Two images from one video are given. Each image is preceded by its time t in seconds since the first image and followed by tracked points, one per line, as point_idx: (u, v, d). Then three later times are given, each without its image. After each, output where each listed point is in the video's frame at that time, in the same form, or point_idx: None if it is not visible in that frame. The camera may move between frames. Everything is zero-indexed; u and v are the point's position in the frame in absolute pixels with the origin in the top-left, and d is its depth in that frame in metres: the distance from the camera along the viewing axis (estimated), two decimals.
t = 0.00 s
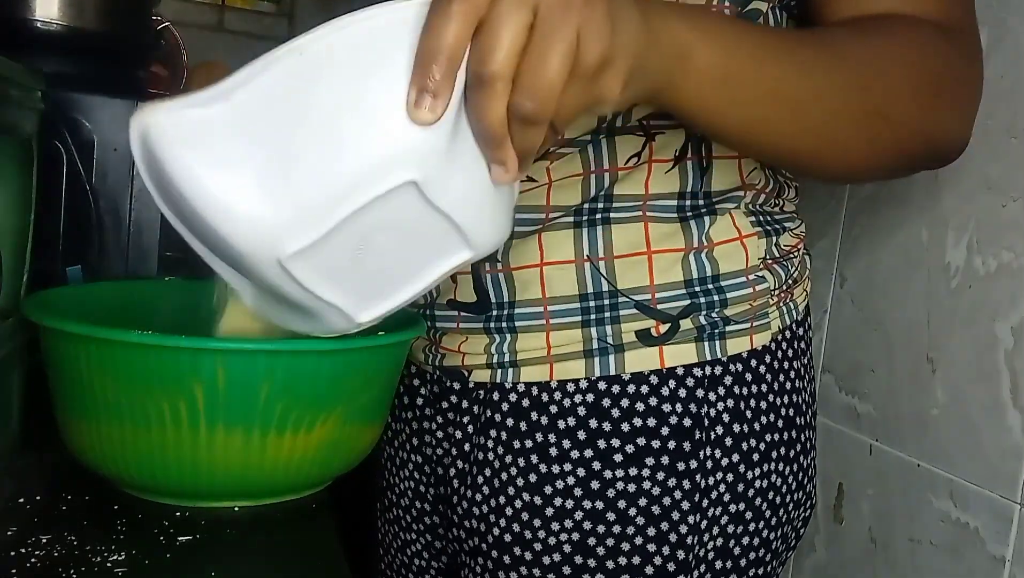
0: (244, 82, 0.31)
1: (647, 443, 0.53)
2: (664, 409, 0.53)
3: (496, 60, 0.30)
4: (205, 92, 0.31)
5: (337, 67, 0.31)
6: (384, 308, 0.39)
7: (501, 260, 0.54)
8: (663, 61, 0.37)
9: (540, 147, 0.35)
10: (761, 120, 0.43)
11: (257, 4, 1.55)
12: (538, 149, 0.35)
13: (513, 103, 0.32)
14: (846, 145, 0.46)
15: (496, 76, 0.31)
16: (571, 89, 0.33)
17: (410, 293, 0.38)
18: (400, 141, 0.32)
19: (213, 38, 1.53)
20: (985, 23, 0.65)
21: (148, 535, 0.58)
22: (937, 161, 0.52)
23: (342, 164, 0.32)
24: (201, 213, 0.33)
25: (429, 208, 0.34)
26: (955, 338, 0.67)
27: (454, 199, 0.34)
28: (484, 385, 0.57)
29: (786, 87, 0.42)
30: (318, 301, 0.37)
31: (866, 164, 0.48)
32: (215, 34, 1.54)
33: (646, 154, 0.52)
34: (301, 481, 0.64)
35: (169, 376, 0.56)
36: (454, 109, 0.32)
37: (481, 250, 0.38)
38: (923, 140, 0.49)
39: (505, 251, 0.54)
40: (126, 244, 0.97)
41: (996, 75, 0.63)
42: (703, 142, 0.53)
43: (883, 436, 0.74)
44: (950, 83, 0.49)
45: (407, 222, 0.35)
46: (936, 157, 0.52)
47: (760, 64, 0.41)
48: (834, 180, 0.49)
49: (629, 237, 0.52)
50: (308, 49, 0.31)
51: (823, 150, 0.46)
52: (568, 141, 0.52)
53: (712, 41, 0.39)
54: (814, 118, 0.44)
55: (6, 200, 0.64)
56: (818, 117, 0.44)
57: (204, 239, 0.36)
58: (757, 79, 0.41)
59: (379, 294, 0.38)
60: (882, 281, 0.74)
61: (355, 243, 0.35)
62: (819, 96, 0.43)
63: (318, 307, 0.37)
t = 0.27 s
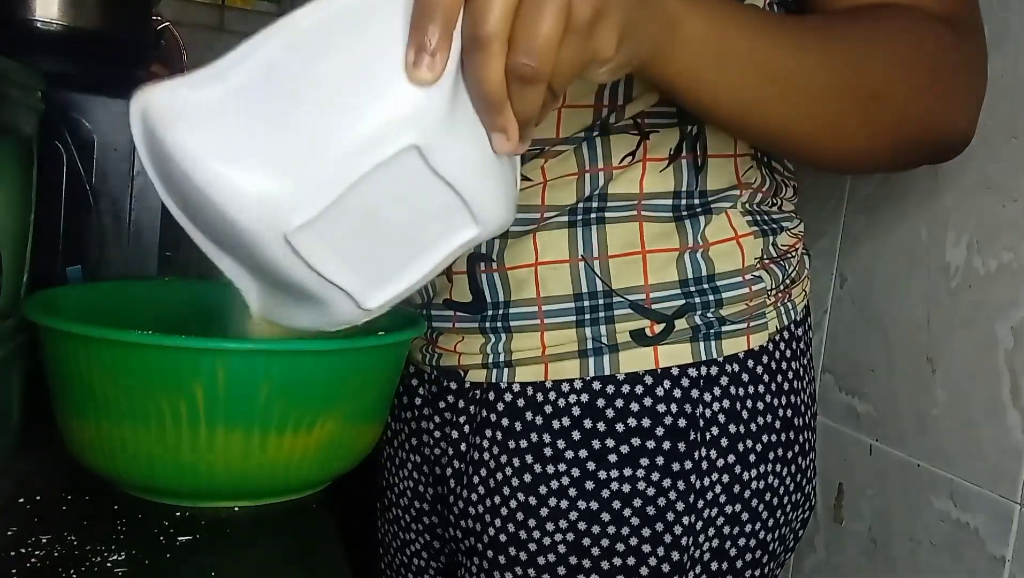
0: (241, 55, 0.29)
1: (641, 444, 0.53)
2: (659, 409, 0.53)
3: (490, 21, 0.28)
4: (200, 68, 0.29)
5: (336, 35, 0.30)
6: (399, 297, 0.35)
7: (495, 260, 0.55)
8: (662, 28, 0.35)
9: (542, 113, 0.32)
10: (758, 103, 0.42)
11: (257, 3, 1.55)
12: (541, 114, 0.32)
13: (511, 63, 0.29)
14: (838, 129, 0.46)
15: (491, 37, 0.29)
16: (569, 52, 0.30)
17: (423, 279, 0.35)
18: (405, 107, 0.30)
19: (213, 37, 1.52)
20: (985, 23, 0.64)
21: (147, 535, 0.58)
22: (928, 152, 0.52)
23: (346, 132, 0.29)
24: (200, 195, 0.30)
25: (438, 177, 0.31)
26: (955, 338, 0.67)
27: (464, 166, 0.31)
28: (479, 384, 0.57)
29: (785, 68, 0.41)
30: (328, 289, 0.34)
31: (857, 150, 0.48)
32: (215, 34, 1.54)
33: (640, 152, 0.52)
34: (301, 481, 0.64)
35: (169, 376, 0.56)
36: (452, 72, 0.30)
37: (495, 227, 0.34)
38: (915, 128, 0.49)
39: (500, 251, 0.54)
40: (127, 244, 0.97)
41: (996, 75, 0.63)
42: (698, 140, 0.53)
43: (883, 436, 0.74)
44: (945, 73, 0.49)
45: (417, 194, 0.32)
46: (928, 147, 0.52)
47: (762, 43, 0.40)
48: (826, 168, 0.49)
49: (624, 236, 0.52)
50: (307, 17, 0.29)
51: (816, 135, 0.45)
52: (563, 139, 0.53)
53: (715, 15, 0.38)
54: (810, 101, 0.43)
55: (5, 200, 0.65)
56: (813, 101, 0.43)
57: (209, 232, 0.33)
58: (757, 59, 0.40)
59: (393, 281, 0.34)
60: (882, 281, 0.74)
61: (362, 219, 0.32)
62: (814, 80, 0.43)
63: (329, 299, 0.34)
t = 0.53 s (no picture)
0: (247, 47, 0.29)
1: (638, 444, 0.53)
2: (655, 410, 0.53)
3: None
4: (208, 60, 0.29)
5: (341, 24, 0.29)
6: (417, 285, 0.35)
7: (492, 260, 0.55)
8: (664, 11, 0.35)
9: (550, 94, 0.31)
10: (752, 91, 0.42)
11: (257, 3, 1.55)
12: (550, 96, 0.31)
13: (517, 41, 0.28)
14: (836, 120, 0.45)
15: (496, 15, 0.28)
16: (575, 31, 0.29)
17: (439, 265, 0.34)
18: (414, 93, 0.29)
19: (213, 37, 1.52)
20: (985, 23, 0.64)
21: (147, 535, 0.58)
22: (928, 148, 0.52)
23: (355, 120, 0.29)
24: (214, 188, 0.30)
25: (450, 161, 0.31)
26: (955, 338, 0.66)
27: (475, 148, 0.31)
28: (476, 385, 0.57)
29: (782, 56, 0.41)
30: (344, 281, 0.33)
31: (857, 143, 0.47)
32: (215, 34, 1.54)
33: (636, 152, 0.52)
34: (301, 481, 0.64)
35: (169, 376, 0.56)
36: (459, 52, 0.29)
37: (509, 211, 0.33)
38: (914, 122, 0.48)
39: (497, 251, 0.54)
40: (127, 244, 0.97)
41: (996, 75, 0.63)
42: (695, 139, 0.53)
43: (883, 436, 0.74)
44: (944, 67, 0.49)
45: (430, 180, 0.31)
46: (928, 142, 0.51)
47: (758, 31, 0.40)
48: (823, 162, 0.49)
49: (620, 236, 0.52)
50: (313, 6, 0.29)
51: (813, 126, 0.45)
52: (560, 137, 0.53)
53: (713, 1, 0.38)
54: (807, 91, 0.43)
55: (5, 201, 0.65)
56: (811, 91, 0.43)
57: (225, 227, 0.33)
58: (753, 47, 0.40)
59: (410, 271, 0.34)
60: (882, 281, 0.74)
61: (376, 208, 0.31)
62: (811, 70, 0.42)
63: (346, 290, 0.34)
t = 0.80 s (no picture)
0: (239, 35, 0.31)
1: (637, 445, 0.53)
2: (655, 411, 0.53)
3: None
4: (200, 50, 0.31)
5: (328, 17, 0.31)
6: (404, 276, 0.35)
7: (491, 261, 0.55)
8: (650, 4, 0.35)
9: (536, 83, 0.32)
10: (743, 85, 0.42)
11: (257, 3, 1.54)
12: (536, 86, 0.32)
13: (503, 25, 0.29)
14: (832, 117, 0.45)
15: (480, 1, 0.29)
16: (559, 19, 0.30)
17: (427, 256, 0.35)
18: (395, 77, 0.30)
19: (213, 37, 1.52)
20: (985, 23, 0.64)
21: (147, 535, 0.58)
22: (928, 148, 0.52)
23: (337, 101, 0.30)
24: (203, 174, 0.32)
25: (433, 147, 0.32)
26: (955, 338, 0.66)
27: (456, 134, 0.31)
28: (475, 385, 0.57)
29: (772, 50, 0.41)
30: (330, 270, 0.34)
31: (855, 140, 0.47)
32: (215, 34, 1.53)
33: (635, 152, 0.52)
34: (301, 482, 0.64)
35: (170, 376, 0.56)
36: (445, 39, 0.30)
37: (495, 202, 0.34)
38: (913, 120, 0.48)
39: (496, 251, 0.54)
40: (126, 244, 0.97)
41: (996, 75, 0.63)
42: (694, 140, 0.53)
43: (883, 436, 0.74)
44: (943, 67, 0.49)
45: (413, 166, 0.32)
46: (928, 142, 0.51)
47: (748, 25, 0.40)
48: (819, 159, 0.49)
49: (619, 236, 0.52)
50: None
51: (809, 123, 0.45)
52: (560, 137, 0.53)
53: None
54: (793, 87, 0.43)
55: (6, 201, 0.64)
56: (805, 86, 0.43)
57: (218, 219, 0.34)
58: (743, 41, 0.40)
59: (397, 261, 0.34)
60: (882, 281, 0.74)
61: (360, 191, 0.32)
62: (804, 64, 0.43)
63: (333, 279, 0.34)
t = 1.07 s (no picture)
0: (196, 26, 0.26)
1: (637, 445, 0.53)
2: (654, 411, 0.53)
3: None
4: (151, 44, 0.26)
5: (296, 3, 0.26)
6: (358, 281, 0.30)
7: (489, 260, 0.55)
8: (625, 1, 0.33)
9: (502, 84, 0.27)
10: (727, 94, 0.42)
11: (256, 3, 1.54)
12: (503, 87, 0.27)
13: (462, 24, 0.24)
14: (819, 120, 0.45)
15: None
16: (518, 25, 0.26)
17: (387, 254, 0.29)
18: (364, 65, 0.25)
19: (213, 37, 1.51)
20: (985, 23, 0.64)
21: (148, 535, 0.58)
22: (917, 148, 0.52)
23: (299, 93, 0.25)
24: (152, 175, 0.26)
25: (396, 147, 0.26)
26: (955, 338, 0.66)
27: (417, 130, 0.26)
28: (474, 386, 0.57)
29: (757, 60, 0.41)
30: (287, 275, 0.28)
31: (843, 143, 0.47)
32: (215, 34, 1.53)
33: (635, 153, 0.52)
34: (301, 482, 0.64)
35: (170, 376, 0.56)
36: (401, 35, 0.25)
37: (467, 203, 0.29)
38: (900, 125, 0.48)
39: (495, 251, 0.54)
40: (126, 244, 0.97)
41: (996, 75, 0.63)
42: (693, 140, 0.53)
43: (883, 436, 0.74)
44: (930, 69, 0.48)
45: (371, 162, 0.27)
46: (916, 144, 0.51)
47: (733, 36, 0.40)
48: (803, 160, 0.49)
49: (618, 236, 0.52)
50: None
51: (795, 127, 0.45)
52: (559, 138, 0.53)
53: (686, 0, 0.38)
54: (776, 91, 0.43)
55: (5, 201, 0.64)
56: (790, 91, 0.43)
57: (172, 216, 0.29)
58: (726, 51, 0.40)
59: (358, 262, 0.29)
60: (882, 281, 0.74)
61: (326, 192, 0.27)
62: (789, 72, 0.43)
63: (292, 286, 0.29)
